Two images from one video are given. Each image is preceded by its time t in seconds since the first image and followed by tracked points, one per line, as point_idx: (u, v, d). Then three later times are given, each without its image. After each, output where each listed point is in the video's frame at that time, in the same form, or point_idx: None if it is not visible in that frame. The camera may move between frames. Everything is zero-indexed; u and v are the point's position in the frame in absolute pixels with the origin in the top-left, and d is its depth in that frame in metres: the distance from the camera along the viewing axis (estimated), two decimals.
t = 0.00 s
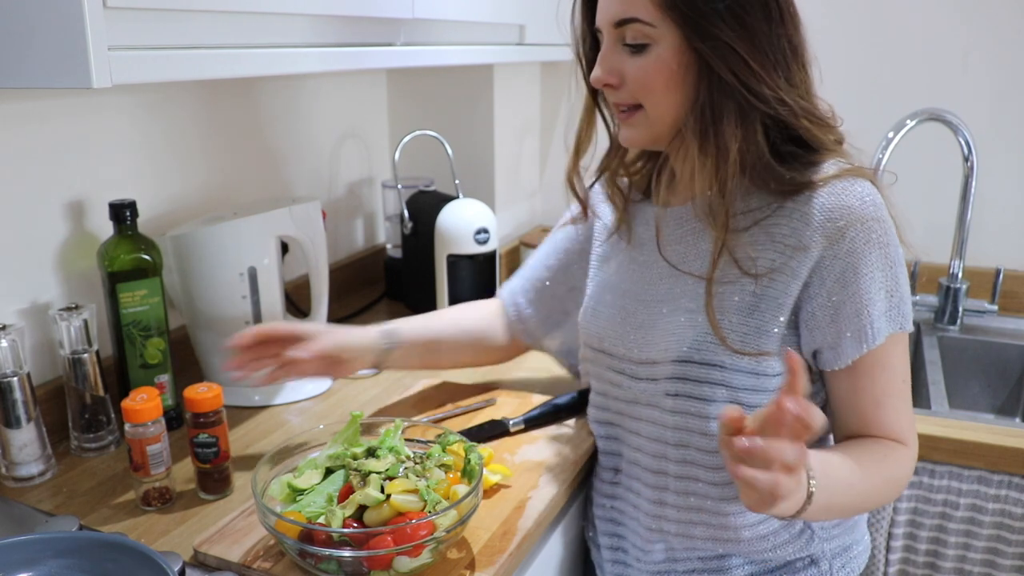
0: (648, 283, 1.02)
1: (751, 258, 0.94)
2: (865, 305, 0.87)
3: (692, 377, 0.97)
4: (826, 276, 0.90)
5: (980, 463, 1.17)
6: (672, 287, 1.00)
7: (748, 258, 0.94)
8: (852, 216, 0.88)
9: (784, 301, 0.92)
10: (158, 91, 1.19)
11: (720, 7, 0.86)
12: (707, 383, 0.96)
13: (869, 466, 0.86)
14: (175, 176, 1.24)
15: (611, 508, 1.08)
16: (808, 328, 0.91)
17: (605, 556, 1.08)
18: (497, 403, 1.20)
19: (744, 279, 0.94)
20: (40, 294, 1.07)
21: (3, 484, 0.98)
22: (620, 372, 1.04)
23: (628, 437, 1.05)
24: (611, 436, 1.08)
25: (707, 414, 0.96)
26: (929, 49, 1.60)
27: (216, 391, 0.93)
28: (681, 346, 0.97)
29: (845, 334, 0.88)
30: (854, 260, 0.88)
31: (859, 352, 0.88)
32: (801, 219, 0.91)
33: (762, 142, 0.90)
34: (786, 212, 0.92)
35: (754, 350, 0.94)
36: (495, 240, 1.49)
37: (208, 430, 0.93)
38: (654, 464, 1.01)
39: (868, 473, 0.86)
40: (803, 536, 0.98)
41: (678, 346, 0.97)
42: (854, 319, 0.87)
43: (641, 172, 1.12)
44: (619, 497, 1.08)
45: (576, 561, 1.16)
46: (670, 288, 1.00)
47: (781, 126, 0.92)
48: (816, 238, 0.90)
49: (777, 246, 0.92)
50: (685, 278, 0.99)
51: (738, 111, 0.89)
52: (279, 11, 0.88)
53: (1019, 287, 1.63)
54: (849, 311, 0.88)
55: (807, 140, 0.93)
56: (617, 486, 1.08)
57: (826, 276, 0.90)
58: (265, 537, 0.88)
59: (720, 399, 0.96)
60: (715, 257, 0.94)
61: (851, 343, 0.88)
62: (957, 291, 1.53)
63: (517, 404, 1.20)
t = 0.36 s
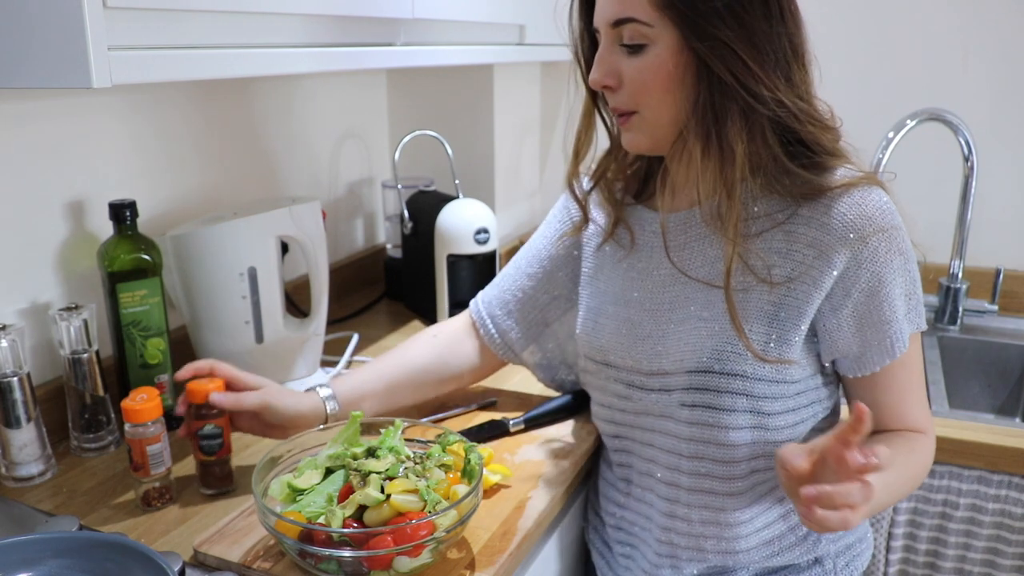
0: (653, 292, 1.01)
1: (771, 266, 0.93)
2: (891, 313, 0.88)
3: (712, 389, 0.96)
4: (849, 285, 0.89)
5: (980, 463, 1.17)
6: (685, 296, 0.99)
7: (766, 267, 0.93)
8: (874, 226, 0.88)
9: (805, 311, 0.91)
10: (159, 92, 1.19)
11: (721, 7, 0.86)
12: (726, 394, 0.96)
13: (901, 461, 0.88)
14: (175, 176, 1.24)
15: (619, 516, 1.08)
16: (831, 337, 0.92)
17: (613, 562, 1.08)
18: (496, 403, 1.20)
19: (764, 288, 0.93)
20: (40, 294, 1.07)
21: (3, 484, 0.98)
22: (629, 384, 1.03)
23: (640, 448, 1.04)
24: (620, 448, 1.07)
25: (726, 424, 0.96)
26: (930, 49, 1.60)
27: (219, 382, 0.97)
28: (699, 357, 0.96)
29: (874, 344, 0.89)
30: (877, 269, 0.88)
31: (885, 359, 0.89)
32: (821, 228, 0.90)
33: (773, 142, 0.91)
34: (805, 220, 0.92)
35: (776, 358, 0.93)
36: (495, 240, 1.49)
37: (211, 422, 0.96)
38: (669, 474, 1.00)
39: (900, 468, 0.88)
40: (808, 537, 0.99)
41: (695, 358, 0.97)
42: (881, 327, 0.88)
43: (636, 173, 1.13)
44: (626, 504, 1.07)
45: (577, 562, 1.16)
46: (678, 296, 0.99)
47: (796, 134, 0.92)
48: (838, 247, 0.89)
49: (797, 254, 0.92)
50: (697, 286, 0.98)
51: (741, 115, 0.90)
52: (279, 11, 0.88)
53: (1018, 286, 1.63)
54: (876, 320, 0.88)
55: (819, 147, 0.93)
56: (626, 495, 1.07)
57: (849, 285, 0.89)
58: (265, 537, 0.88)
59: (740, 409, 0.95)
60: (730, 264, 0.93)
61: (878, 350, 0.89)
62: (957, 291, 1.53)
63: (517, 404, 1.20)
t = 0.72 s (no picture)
0: (648, 285, 1.02)
1: (767, 260, 0.93)
2: (885, 310, 0.88)
3: (704, 381, 0.96)
4: (844, 281, 0.89)
5: (981, 463, 1.17)
6: (681, 288, 0.99)
7: (760, 261, 0.93)
8: (870, 223, 0.88)
9: (799, 305, 0.91)
10: (158, 92, 1.19)
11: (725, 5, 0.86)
12: (719, 385, 0.95)
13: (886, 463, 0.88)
14: (175, 176, 1.24)
15: (615, 513, 1.08)
16: (825, 334, 0.92)
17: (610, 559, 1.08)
18: (497, 403, 1.20)
19: (758, 282, 0.93)
20: (40, 294, 1.07)
21: (3, 484, 0.98)
22: (624, 376, 1.03)
23: (632, 440, 1.04)
24: (611, 443, 1.07)
25: (718, 417, 0.96)
26: (930, 49, 1.60)
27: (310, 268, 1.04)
28: (692, 350, 0.96)
29: (866, 340, 0.89)
30: (871, 266, 0.88)
31: (877, 356, 0.89)
32: (818, 223, 0.91)
33: (773, 142, 0.91)
34: (802, 215, 0.92)
35: (770, 351, 0.93)
36: (495, 240, 1.49)
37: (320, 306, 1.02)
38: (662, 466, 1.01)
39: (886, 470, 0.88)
40: (805, 537, 0.98)
41: (688, 350, 0.96)
42: (874, 324, 0.88)
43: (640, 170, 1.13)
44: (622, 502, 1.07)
45: (576, 561, 1.16)
46: (674, 289, 1.00)
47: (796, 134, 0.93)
48: (834, 242, 0.89)
49: (793, 249, 0.92)
50: (692, 280, 0.99)
51: (743, 113, 0.90)
52: (280, 11, 0.88)
53: (1018, 287, 1.63)
54: (869, 315, 0.88)
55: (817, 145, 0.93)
56: (620, 491, 1.07)
57: (844, 281, 0.89)
58: (265, 537, 0.88)
59: (732, 402, 0.95)
60: (725, 257, 0.94)
61: (871, 347, 0.89)
62: (957, 291, 1.53)
63: (517, 404, 1.20)
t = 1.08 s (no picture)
0: (648, 273, 1.03)
1: (768, 251, 0.93)
2: (884, 304, 0.87)
3: (702, 367, 0.96)
4: (844, 274, 0.89)
5: (981, 463, 1.17)
6: (681, 276, 0.99)
7: (761, 250, 0.94)
8: (872, 217, 0.88)
9: (798, 297, 0.91)
10: (159, 92, 1.19)
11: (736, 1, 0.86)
12: (718, 372, 0.95)
13: (870, 466, 0.88)
14: (176, 175, 1.24)
15: (612, 506, 1.08)
16: (824, 326, 0.92)
17: (608, 553, 1.08)
18: (497, 403, 1.20)
19: (759, 271, 0.94)
20: (40, 294, 1.07)
21: (3, 484, 0.98)
22: (623, 363, 1.03)
23: (629, 430, 1.04)
24: (609, 432, 1.07)
25: (717, 404, 0.95)
26: (930, 49, 1.60)
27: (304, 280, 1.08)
28: (692, 336, 0.96)
29: (865, 334, 0.88)
30: (872, 260, 0.88)
31: (874, 351, 0.88)
32: (819, 216, 0.91)
33: (781, 138, 0.91)
34: (805, 208, 0.92)
35: (769, 340, 0.93)
36: (495, 240, 1.49)
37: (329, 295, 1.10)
38: (662, 453, 1.01)
39: (870, 472, 0.88)
40: (808, 532, 0.98)
41: (687, 336, 0.96)
42: (872, 318, 0.88)
43: (650, 166, 1.13)
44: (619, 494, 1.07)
45: (576, 561, 1.16)
46: (675, 278, 1.00)
47: (800, 129, 0.92)
48: (834, 235, 0.89)
49: (795, 241, 0.92)
50: (692, 268, 0.99)
51: (752, 105, 0.90)
52: (280, 11, 0.88)
53: (1018, 287, 1.63)
54: (868, 309, 0.88)
55: (822, 140, 0.92)
56: (616, 483, 1.07)
57: (844, 274, 0.89)
58: (265, 537, 0.88)
59: (731, 389, 0.95)
60: (727, 247, 0.94)
61: (869, 341, 0.88)
62: (957, 291, 1.53)
63: (517, 404, 1.20)
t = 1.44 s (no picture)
0: (651, 270, 1.03)
1: (770, 250, 0.93)
2: (886, 304, 0.88)
3: (703, 363, 0.96)
4: (847, 273, 0.89)
5: (981, 463, 1.17)
6: (683, 274, 0.99)
7: (764, 248, 0.94)
8: (875, 218, 0.88)
9: (801, 295, 0.91)
10: (159, 92, 1.19)
11: None
12: (719, 368, 0.95)
13: (868, 465, 0.89)
14: (176, 175, 1.24)
15: (611, 503, 1.08)
16: (826, 325, 0.91)
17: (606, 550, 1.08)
18: (497, 403, 1.20)
19: (761, 269, 0.93)
20: (40, 294, 1.07)
21: (3, 484, 0.98)
22: (624, 359, 1.03)
23: (629, 426, 1.04)
24: (608, 429, 1.07)
25: (717, 400, 0.95)
26: (929, 49, 1.60)
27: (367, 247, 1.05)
28: (693, 332, 0.96)
29: (868, 333, 0.88)
30: (875, 260, 0.88)
31: (877, 351, 0.88)
32: (822, 217, 0.91)
33: (784, 135, 0.91)
34: (809, 209, 0.92)
35: (771, 337, 0.93)
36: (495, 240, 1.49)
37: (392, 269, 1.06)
38: (663, 450, 1.01)
39: (868, 472, 0.89)
40: (807, 531, 0.98)
41: (689, 332, 0.97)
42: (875, 318, 0.88)
43: (653, 166, 1.13)
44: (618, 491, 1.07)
45: (575, 561, 1.16)
46: (678, 275, 1.00)
47: (805, 131, 0.93)
48: (838, 235, 0.89)
49: (798, 240, 0.92)
50: (694, 266, 0.99)
51: (754, 102, 0.90)
52: (281, 11, 0.88)
53: (1018, 287, 1.63)
54: (871, 309, 0.88)
55: (826, 141, 0.92)
56: (616, 480, 1.07)
57: (847, 273, 0.89)
58: (265, 537, 0.88)
59: (731, 385, 0.95)
60: (732, 245, 0.94)
61: (871, 340, 0.88)
62: (957, 291, 1.53)
63: (516, 404, 1.20)
